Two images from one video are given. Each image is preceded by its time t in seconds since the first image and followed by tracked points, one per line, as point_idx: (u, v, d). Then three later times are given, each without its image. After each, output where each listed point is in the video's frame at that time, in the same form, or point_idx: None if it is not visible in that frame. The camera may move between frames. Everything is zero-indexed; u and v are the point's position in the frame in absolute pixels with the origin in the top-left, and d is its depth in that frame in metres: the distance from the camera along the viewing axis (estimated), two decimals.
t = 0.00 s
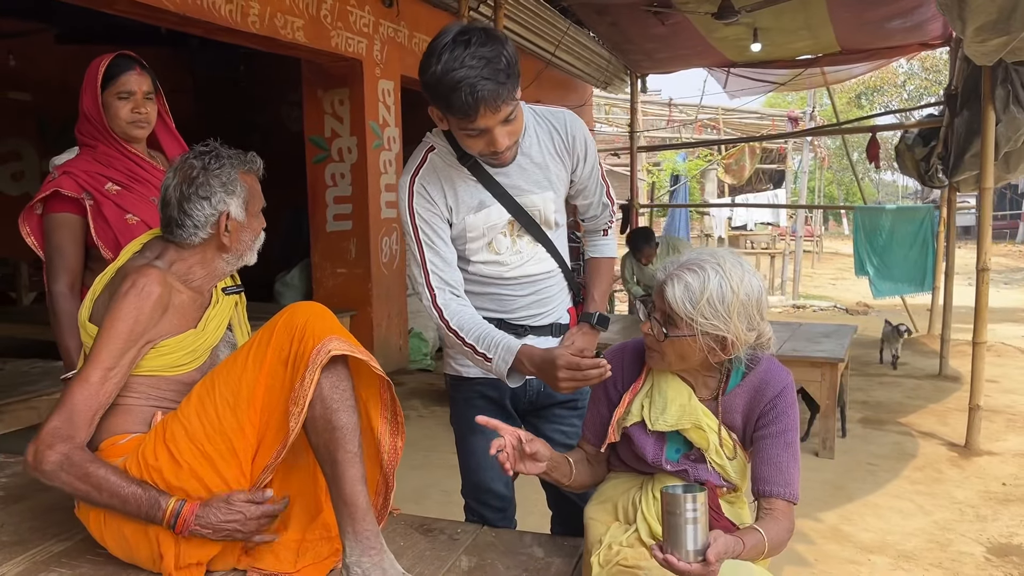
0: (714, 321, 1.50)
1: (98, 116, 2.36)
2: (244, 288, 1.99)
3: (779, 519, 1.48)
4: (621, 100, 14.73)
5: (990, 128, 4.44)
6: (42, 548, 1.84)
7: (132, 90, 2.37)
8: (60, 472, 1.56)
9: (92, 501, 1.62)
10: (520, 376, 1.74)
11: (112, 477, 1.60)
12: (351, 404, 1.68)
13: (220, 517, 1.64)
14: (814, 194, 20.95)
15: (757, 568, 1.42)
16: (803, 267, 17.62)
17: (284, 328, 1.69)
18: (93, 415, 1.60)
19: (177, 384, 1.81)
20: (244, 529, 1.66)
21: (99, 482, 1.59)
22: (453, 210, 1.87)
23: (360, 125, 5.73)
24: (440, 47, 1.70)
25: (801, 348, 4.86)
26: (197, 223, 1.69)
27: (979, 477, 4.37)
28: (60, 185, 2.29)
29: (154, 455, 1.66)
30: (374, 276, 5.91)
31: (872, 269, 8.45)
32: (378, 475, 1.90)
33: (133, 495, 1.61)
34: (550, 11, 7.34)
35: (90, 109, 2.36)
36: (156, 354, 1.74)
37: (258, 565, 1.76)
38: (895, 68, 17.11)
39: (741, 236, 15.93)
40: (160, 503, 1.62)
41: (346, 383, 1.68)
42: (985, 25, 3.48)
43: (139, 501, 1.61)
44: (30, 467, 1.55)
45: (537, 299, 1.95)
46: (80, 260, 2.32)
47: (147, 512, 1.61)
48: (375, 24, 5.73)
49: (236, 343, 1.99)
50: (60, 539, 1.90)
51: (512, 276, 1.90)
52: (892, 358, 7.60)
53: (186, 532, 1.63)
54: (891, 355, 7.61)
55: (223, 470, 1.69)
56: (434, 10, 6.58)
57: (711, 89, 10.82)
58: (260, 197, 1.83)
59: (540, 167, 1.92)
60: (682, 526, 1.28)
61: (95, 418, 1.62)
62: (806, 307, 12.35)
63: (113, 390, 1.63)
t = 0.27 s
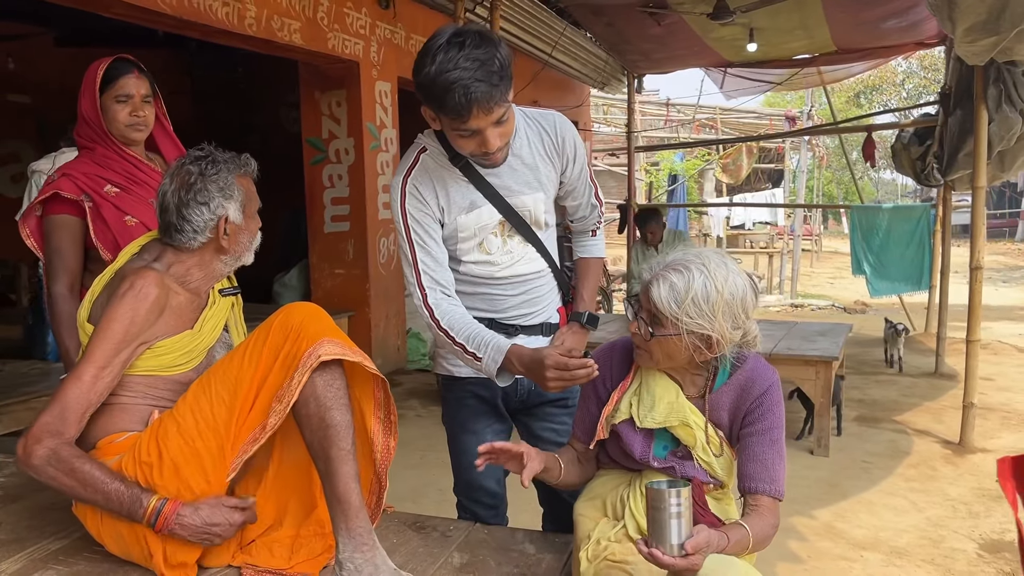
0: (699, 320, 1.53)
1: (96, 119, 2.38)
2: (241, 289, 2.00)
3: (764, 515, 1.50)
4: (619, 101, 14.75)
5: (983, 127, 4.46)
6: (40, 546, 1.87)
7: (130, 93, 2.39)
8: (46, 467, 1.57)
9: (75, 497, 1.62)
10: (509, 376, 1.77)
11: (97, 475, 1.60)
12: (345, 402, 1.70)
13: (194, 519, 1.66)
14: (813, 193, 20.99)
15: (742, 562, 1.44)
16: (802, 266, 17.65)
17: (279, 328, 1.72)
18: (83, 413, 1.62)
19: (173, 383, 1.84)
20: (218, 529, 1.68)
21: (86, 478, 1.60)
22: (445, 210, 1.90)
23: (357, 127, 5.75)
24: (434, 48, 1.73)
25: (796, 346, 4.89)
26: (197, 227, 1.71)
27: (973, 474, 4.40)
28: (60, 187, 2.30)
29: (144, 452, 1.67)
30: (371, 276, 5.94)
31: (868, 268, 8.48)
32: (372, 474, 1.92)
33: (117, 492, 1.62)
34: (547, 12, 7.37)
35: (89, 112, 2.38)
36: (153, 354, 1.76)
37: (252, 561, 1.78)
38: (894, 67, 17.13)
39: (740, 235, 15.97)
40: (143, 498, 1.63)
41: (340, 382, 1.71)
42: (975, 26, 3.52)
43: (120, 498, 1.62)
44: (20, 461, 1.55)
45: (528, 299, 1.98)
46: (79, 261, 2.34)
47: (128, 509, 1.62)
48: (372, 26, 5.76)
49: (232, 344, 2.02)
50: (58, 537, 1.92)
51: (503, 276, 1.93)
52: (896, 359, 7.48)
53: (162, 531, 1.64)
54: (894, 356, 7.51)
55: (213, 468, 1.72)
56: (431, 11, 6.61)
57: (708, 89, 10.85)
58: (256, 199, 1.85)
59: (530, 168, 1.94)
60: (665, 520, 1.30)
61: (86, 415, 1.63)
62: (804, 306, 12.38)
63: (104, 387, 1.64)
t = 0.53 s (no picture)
0: (690, 322, 1.52)
1: (94, 121, 2.39)
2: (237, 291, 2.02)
3: (754, 512, 1.51)
4: (616, 101, 14.77)
5: (976, 126, 4.48)
6: (38, 545, 1.89)
7: (129, 96, 2.40)
8: (46, 468, 1.58)
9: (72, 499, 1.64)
10: (502, 375, 1.79)
11: (94, 474, 1.62)
12: (340, 402, 1.72)
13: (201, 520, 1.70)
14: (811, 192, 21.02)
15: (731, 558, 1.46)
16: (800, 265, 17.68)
17: (275, 329, 1.74)
18: (83, 414, 1.63)
19: (170, 384, 1.86)
20: (229, 527, 1.73)
21: (84, 480, 1.61)
22: (438, 211, 1.91)
23: (353, 128, 5.77)
24: (428, 51, 1.75)
25: (792, 345, 4.91)
26: (194, 231, 1.73)
27: (967, 471, 4.42)
28: (58, 190, 2.32)
29: (143, 453, 1.70)
30: (368, 277, 5.95)
31: (865, 266, 8.51)
32: (367, 472, 1.93)
33: (120, 493, 1.65)
34: (543, 12, 7.39)
35: (87, 114, 2.40)
36: (150, 355, 1.78)
37: (248, 559, 1.81)
38: (891, 65, 17.15)
39: (738, 234, 15.99)
40: (146, 497, 1.66)
41: (335, 382, 1.72)
42: (965, 26, 3.54)
43: (124, 497, 1.65)
44: (19, 464, 1.57)
45: (521, 299, 2.00)
46: (78, 263, 2.35)
47: (133, 508, 1.65)
48: (368, 27, 5.78)
49: (229, 344, 2.03)
50: (56, 536, 1.94)
51: (496, 276, 1.95)
52: (892, 357, 7.39)
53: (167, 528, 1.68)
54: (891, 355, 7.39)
55: (209, 467, 1.74)
56: (427, 12, 6.63)
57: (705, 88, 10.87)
58: (253, 202, 1.87)
59: (523, 169, 1.96)
60: (655, 516, 1.32)
61: (85, 417, 1.65)
62: (801, 305, 12.41)
63: (103, 389, 1.66)
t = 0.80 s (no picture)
0: (684, 324, 1.53)
1: (92, 124, 2.39)
2: (232, 293, 2.02)
3: (749, 511, 1.51)
4: (613, 100, 14.78)
5: (971, 124, 4.50)
6: (37, 548, 1.90)
7: (126, 98, 2.40)
8: (60, 473, 1.57)
9: (88, 501, 1.64)
10: (498, 375, 1.81)
11: (103, 473, 1.61)
12: (338, 403, 1.73)
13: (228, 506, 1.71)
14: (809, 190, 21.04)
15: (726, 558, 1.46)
16: (798, 263, 17.70)
17: (275, 330, 1.74)
18: (90, 419, 1.63)
19: (166, 387, 1.85)
20: (245, 508, 1.73)
21: (92, 482, 1.61)
22: (434, 212, 1.92)
23: (351, 128, 5.77)
24: (422, 52, 1.76)
25: (789, 344, 4.92)
26: (189, 234, 1.74)
27: (964, 469, 4.44)
28: (56, 193, 2.32)
29: (148, 455, 1.70)
30: (367, 277, 5.96)
31: (863, 265, 8.51)
32: (365, 474, 1.94)
33: (139, 487, 1.65)
34: (540, 12, 7.40)
35: (85, 116, 2.40)
36: (147, 359, 1.78)
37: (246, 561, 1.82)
38: (889, 63, 17.15)
39: (736, 233, 16.01)
40: (165, 498, 1.66)
41: (334, 383, 1.73)
42: (961, 25, 3.56)
43: (140, 494, 1.64)
44: (28, 472, 1.56)
45: (517, 299, 2.00)
46: (76, 265, 2.35)
47: (154, 503, 1.65)
48: (365, 27, 5.78)
49: (224, 347, 2.04)
50: (54, 539, 1.95)
51: (493, 277, 1.96)
52: (895, 356, 7.22)
53: (194, 517, 1.68)
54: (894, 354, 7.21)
55: (211, 468, 1.74)
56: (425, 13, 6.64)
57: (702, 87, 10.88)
58: (247, 204, 1.87)
59: (518, 170, 1.97)
60: (649, 517, 1.32)
61: (92, 422, 1.65)
62: (799, 303, 12.43)
63: (107, 394, 1.67)
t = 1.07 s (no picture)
0: (675, 327, 1.52)
1: (85, 127, 2.39)
2: (223, 295, 2.02)
3: (742, 513, 1.51)
4: (611, 99, 14.78)
5: (967, 124, 4.50)
6: (30, 552, 1.89)
7: (119, 102, 2.40)
8: (84, 480, 1.56)
9: (116, 506, 1.63)
10: (486, 376, 1.80)
11: (127, 476, 1.61)
12: (335, 405, 1.73)
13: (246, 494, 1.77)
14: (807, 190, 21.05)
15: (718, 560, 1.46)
16: (796, 262, 17.71)
17: (273, 333, 1.74)
18: (102, 426, 1.62)
19: (159, 391, 1.83)
20: (268, 488, 1.82)
21: (116, 485, 1.59)
22: (426, 213, 1.92)
23: (347, 129, 5.77)
24: (414, 51, 1.76)
25: (786, 344, 4.92)
26: (179, 238, 1.74)
27: (961, 469, 4.44)
28: (48, 197, 2.31)
29: (150, 459, 1.69)
30: (364, 278, 5.95)
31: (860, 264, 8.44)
32: (361, 478, 1.94)
33: (165, 486, 1.65)
34: (537, 13, 7.39)
35: (77, 120, 2.40)
36: (143, 363, 1.77)
37: (240, 564, 1.81)
38: (886, 62, 17.17)
39: (734, 233, 16.02)
40: (195, 495, 1.69)
41: (330, 386, 1.73)
42: (955, 26, 3.57)
43: (170, 490, 1.65)
44: (50, 482, 1.55)
45: (510, 301, 2.00)
46: (68, 269, 2.35)
47: (185, 501, 1.67)
48: (362, 28, 5.78)
49: (216, 350, 2.03)
50: (47, 543, 1.94)
51: (485, 278, 1.96)
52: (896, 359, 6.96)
53: (222, 510, 1.72)
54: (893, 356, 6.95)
55: (213, 467, 1.74)
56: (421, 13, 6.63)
57: (699, 87, 10.89)
58: (236, 205, 1.87)
59: (510, 171, 1.98)
60: (641, 519, 1.32)
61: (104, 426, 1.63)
62: (797, 303, 12.44)
63: (116, 401, 1.65)
